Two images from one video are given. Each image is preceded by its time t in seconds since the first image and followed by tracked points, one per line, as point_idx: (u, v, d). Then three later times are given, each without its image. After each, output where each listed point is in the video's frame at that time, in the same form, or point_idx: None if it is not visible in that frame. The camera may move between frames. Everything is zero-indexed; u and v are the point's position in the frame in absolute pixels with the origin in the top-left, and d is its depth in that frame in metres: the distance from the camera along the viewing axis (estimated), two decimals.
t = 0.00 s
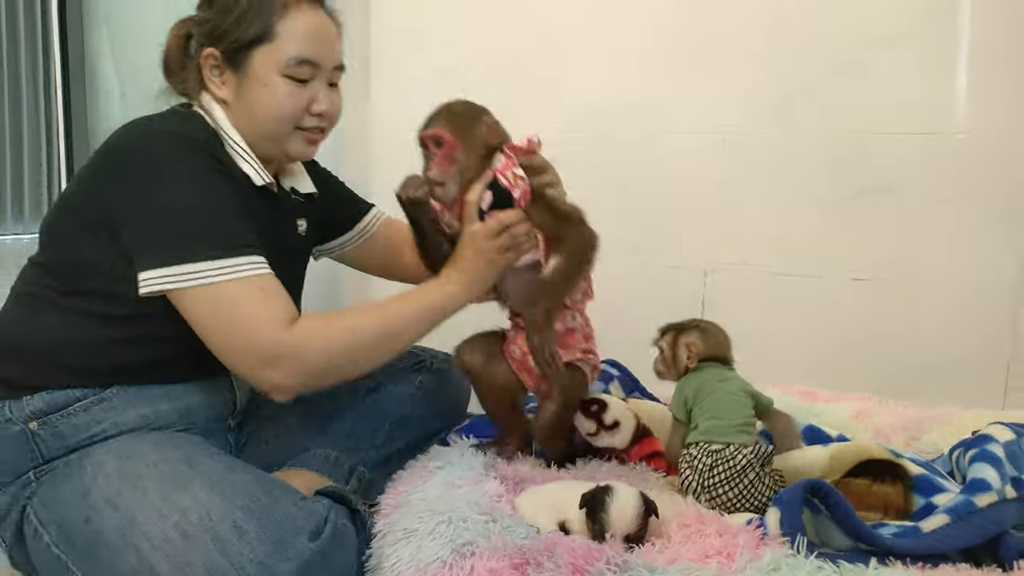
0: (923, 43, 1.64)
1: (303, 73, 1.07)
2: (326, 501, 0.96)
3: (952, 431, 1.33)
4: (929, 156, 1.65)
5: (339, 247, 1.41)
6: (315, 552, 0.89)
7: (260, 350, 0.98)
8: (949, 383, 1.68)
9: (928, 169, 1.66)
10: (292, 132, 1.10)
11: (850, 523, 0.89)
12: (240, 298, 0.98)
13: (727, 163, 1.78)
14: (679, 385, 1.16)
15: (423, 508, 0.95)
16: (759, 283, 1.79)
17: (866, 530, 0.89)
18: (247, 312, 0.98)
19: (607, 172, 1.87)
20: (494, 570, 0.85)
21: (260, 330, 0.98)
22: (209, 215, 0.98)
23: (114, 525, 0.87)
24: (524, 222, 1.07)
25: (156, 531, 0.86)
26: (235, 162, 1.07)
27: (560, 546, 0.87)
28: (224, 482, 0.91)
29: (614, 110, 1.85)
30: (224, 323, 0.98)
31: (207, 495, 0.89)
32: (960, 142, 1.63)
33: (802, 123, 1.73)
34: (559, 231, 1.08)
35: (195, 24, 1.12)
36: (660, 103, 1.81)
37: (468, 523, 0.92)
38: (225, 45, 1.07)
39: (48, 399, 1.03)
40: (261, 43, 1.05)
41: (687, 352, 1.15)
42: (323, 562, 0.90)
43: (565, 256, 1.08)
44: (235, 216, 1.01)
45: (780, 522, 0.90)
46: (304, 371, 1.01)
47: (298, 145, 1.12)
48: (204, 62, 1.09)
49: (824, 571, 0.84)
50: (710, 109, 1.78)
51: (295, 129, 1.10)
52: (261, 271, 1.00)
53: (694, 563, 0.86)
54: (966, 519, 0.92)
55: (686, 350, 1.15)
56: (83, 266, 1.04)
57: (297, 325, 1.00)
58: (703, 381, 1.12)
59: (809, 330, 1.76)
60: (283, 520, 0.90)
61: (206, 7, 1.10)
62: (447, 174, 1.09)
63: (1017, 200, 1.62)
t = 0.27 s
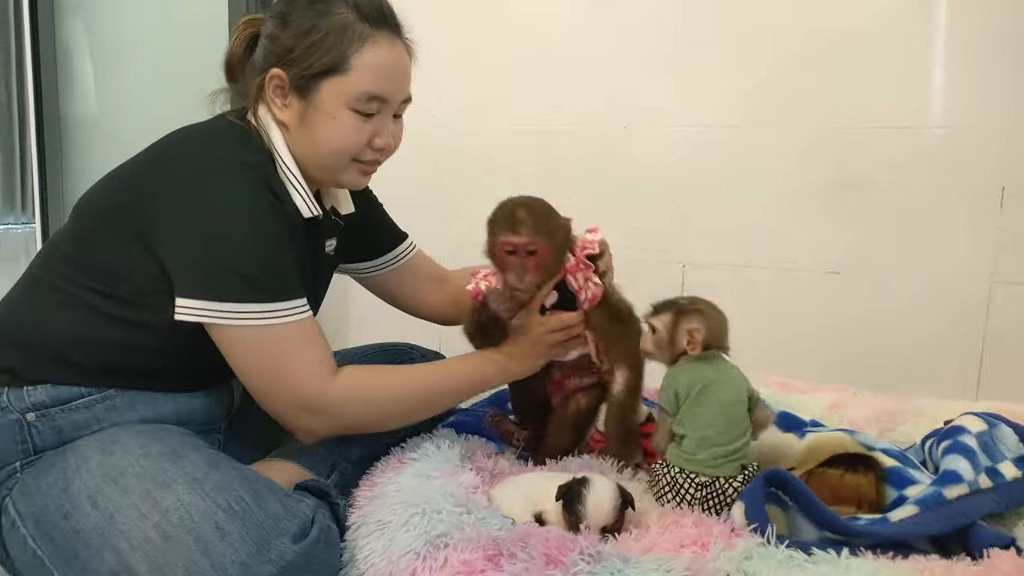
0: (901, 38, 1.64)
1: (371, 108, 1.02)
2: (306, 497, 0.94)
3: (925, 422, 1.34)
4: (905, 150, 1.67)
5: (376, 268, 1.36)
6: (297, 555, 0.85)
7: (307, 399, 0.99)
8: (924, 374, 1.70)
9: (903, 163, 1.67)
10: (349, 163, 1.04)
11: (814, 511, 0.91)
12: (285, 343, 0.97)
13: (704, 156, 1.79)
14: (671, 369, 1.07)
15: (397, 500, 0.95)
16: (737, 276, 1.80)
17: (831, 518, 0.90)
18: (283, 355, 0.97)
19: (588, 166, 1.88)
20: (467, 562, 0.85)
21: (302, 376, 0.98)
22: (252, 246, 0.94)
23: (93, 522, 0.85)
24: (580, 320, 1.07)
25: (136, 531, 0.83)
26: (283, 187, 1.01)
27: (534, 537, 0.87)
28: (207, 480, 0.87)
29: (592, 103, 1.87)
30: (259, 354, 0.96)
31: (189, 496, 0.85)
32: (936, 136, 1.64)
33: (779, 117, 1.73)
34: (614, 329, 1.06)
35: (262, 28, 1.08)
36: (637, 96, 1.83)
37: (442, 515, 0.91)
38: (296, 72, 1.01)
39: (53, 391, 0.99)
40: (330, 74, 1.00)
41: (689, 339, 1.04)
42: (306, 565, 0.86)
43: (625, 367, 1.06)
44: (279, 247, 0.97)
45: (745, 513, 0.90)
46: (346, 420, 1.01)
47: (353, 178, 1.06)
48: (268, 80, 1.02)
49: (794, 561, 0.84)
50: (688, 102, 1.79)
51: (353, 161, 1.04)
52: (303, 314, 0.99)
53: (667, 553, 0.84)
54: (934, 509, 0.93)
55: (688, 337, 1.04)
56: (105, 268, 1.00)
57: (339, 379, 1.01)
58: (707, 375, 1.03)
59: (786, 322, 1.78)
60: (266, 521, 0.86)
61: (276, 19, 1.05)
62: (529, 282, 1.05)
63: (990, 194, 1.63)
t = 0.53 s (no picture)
0: (884, 30, 1.64)
1: (359, 119, 0.98)
2: (284, 488, 0.94)
3: (905, 413, 1.35)
4: (887, 143, 1.67)
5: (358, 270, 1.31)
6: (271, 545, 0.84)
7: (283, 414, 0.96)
8: (905, 366, 1.71)
9: (885, 156, 1.68)
10: (333, 170, 1.01)
11: (793, 497, 0.91)
12: (261, 359, 0.93)
13: (687, 150, 1.79)
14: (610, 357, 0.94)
15: (374, 493, 0.94)
16: (720, 268, 1.81)
17: (810, 505, 0.90)
18: (258, 371, 0.93)
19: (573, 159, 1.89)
20: (446, 555, 0.85)
21: (277, 390, 0.95)
22: (227, 257, 0.90)
23: (59, 523, 0.82)
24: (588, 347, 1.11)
25: (104, 529, 0.80)
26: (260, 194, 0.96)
27: (513, 529, 0.87)
28: (176, 476, 0.86)
29: (578, 97, 1.87)
30: (232, 368, 0.93)
31: (158, 492, 0.83)
32: (919, 129, 1.65)
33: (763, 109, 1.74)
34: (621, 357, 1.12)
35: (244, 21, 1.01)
36: (622, 90, 1.83)
37: (421, 508, 0.91)
38: (281, 80, 0.96)
39: (15, 396, 0.95)
40: (318, 84, 0.95)
41: (624, 323, 0.92)
42: (280, 556, 0.85)
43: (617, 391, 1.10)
44: (258, 258, 0.93)
45: (724, 501, 0.90)
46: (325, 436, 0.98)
47: (336, 184, 1.04)
48: (251, 85, 0.97)
49: (772, 550, 0.84)
50: (673, 95, 1.79)
51: (337, 168, 1.01)
52: (281, 327, 0.95)
53: (645, 543, 0.83)
54: (912, 496, 0.93)
55: (622, 322, 0.92)
56: (76, 273, 0.96)
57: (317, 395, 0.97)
58: (665, 355, 0.93)
59: (768, 314, 1.78)
60: (238, 514, 0.84)
61: (260, 16, 0.98)
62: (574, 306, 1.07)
63: (971, 186, 1.63)
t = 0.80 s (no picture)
0: (873, 17, 1.64)
1: (309, 92, 0.94)
2: (268, 479, 0.94)
3: (893, 399, 1.35)
4: (876, 130, 1.67)
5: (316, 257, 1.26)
6: (250, 535, 0.83)
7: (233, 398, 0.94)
8: (895, 353, 1.72)
9: (874, 143, 1.67)
10: (283, 146, 0.98)
11: (785, 484, 0.90)
12: (208, 345, 0.91)
13: (675, 138, 1.79)
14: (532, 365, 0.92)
15: (363, 484, 0.94)
16: (709, 257, 1.80)
17: (801, 492, 0.90)
18: (207, 356, 0.92)
19: (561, 147, 1.88)
20: (435, 544, 0.84)
21: (228, 373, 0.93)
22: (172, 238, 0.88)
23: (33, 523, 0.80)
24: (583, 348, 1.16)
25: (79, 526, 0.79)
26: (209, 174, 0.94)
27: (501, 518, 0.87)
28: (150, 470, 0.84)
29: (567, 85, 1.86)
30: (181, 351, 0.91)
31: (132, 487, 0.82)
32: (908, 115, 1.65)
33: (752, 97, 1.73)
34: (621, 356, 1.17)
35: None
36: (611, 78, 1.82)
37: (410, 498, 0.90)
38: (229, 52, 0.92)
39: None
40: (265, 56, 0.91)
41: (512, 335, 0.91)
42: (261, 546, 0.84)
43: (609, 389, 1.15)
44: (205, 240, 0.91)
45: (713, 492, 0.90)
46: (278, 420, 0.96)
47: (288, 159, 1.00)
48: (195, 59, 0.93)
49: (759, 537, 0.84)
50: (662, 83, 1.78)
51: (287, 144, 0.97)
52: (231, 308, 0.94)
53: (632, 533, 0.82)
54: (903, 481, 0.93)
55: (509, 333, 0.91)
56: (25, 264, 0.93)
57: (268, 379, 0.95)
58: (594, 357, 0.92)
59: (757, 303, 1.79)
60: (215, 505, 0.83)
61: None
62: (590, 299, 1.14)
63: (959, 173, 1.63)
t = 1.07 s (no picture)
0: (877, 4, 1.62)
1: (278, 72, 0.90)
2: (271, 470, 0.94)
3: (897, 388, 1.34)
4: (880, 118, 1.66)
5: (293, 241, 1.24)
6: (250, 526, 0.83)
7: (185, 384, 0.86)
8: (900, 343, 1.71)
9: (878, 131, 1.66)
10: (254, 128, 0.94)
11: (790, 474, 0.91)
12: (168, 330, 0.85)
13: (678, 127, 1.78)
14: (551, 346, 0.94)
15: (366, 474, 0.93)
16: (712, 247, 1.80)
17: (807, 481, 0.90)
18: (165, 339, 0.85)
19: (564, 137, 1.87)
20: (439, 535, 0.84)
21: (181, 357, 0.85)
22: (130, 219, 0.83)
23: (30, 521, 0.79)
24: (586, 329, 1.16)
25: (77, 523, 0.78)
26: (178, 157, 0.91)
27: (505, 508, 0.86)
28: (147, 464, 0.84)
29: (569, 74, 1.85)
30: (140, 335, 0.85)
31: (129, 483, 0.81)
32: (912, 103, 1.63)
33: (755, 86, 1.72)
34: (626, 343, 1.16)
35: None
36: (613, 67, 1.81)
37: (413, 489, 0.90)
38: (193, 28, 0.87)
39: None
40: (231, 33, 0.87)
41: (535, 313, 0.93)
42: (262, 536, 0.84)
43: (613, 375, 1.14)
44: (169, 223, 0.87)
45: (718, 482, 0.90)
46: (236, 413, 0.89)
47: (261, 142, 0.96)
48: (161, 37, 0.89)
49: (764, 527, 0.84)
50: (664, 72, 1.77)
51: (258, 126, 0.93)
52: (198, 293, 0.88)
53: (637, 523, 0.82)
54: (909, 471, 0.93)
55: (530, 311, 0.93)
56: (1, 255, 0.91)
57: (228, 365, 0.88)
58: (616, 344, 0.91)
59: (761, 293, 1.78)
60: (213, 497, 0.83)
61: None
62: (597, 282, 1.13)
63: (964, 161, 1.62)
